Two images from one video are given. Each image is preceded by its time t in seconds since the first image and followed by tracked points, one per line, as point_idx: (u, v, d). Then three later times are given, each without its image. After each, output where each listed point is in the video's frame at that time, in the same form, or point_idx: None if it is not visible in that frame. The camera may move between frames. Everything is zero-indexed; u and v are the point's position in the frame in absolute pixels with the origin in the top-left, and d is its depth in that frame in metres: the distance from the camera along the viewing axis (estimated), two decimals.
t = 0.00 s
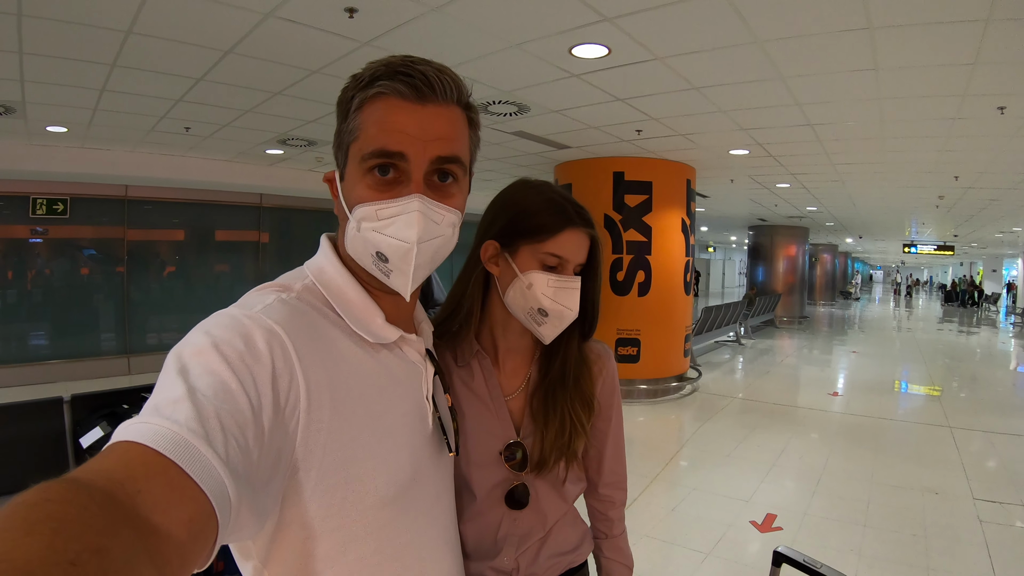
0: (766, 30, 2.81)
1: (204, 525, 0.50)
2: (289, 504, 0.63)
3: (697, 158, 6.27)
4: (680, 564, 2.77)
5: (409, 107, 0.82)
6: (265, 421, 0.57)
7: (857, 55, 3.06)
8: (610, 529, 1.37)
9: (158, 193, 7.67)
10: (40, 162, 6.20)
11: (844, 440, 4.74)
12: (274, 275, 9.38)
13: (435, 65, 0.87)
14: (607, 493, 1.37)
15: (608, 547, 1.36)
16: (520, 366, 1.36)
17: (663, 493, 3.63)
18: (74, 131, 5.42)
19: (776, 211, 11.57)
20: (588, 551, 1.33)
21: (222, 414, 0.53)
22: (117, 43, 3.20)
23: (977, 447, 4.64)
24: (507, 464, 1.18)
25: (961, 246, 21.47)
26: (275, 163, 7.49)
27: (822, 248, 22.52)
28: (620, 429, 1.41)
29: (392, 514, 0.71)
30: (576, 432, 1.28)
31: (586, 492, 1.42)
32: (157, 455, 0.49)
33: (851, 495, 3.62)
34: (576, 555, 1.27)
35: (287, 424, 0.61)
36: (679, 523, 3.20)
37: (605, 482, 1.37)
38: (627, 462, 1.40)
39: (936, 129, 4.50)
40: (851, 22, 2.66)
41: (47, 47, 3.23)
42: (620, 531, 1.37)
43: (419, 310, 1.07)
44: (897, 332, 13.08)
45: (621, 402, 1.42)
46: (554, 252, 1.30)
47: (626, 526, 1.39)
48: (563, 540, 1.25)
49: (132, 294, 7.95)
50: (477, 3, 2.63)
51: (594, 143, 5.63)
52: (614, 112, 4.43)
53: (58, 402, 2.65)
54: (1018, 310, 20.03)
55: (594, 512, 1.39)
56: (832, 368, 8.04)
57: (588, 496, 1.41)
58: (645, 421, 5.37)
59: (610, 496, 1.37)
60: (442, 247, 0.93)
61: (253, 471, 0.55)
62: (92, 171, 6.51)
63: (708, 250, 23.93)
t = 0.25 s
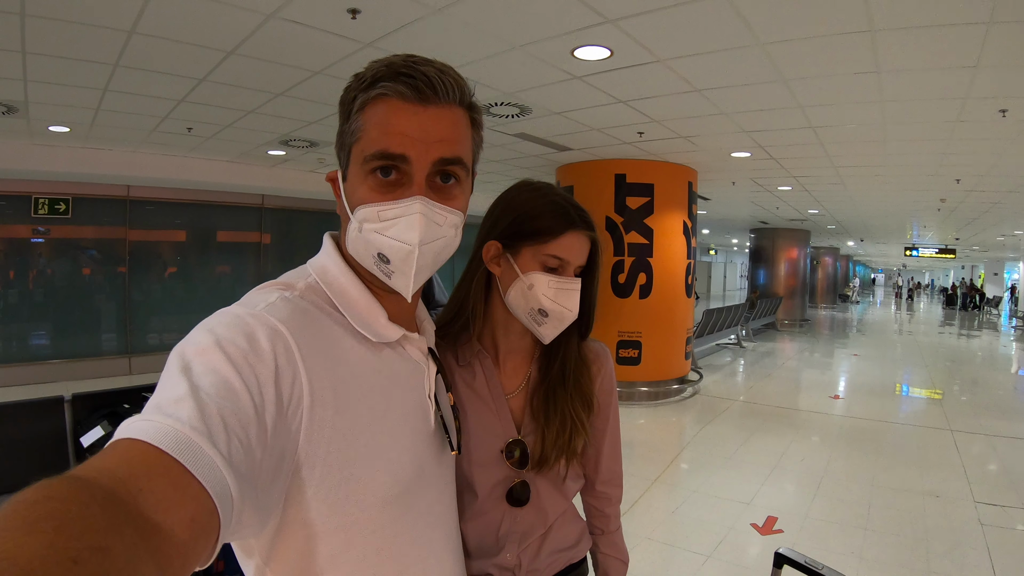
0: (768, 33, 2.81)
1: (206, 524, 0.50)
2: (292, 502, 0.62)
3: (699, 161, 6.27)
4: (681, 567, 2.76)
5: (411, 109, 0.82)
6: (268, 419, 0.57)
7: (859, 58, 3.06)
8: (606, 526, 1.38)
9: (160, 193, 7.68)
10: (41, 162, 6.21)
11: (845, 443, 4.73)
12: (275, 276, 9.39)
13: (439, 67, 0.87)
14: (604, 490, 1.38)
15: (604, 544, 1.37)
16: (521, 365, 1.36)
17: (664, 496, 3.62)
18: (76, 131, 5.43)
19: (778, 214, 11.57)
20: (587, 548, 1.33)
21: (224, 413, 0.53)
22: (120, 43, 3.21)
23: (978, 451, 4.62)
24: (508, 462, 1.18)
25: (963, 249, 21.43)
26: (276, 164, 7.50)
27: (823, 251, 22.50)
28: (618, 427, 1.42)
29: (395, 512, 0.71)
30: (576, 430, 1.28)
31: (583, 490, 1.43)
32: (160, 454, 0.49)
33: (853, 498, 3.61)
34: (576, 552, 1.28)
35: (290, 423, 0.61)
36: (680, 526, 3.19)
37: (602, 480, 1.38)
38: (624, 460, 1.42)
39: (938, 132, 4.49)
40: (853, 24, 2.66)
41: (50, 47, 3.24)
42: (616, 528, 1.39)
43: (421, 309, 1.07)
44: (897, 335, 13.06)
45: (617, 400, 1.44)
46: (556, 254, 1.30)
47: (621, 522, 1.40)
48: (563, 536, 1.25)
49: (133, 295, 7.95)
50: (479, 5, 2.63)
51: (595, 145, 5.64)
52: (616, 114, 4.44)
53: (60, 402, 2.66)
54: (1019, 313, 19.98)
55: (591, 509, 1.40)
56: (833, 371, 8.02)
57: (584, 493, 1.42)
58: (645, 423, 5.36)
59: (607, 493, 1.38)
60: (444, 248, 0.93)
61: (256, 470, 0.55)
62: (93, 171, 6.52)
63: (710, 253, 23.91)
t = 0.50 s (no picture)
0: (769, 36, 2.81)
1: (208, 526, 0.49)
2: (295, 504, 0.62)
3: (700, 164, 6.28)
4: (681, 570, 2.75)
5: (455, 133, 0.78)
6: (270, 423, 0.57)
7: (860, 61, 3.06)
8: (604, 527, 1.37)
9: (161, 194, 7.69)
10: (43, 162, 6.23)
11: (846, 446, 4.73)
12: (276, 278, 9.39)
13: (471, 83, 0.83)
14: (603, 491, 1.38)
15: (603, 545, 1.37)
16: (522, 368, 1.36)
17: (664, 499, 3.62)
18: (77, 131, 5.43)
19: (779, 217, 11.58)
20: (587, 548, 1.33)
21: (228, 416, 0.53)
22: (122, 43, 3.21)
23: (978, 454, 4.62)
24: (509, 464, 1.17)
25: (963, 253, 21.46)
26: (278, 165, 7.50)
27: (824, 254, 22.49)
28: (617, 428, 1.42)
29: (396, 515, 0.70)
30: (577, 431, 1.28)
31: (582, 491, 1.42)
32: (163, 457, 0.48)
33: (853, 501, 3.60)
34: (576, 552, 1.27)
35: (292, 426, 0.60)
36: (680, 529, 3.19)
37: (600, 480, 1.38)
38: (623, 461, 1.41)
39: (938, 136, 4.50)
40: (854, 28, 2.66)
41: (52, 47, 3.24)
42: (615, 529, 1.39)
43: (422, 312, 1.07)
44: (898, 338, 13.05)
45: (617, 402, 1.43)
46: (554, 257, 1.30)
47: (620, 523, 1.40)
48: (563, 536, 1.25)
49: (134, 295, 7.96)
50: (482, 7, 2.63)
51: (597, 147, 5.64)
52: (617, 117, 4.44)
53: (59, 402, 2.65)
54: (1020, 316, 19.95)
55: (589, 509, 1.40)
56: (833, 375, 8.01)
57: (583, 494, 1.41)
58: (646, 426, 5.35)
59: (606, 494, 1.37)
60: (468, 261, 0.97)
61: (259, 473, 0.55)
62: (94, 171, 6.52)
63: (711, 256, 23.92)
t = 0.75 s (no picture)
0: (772, 38, 2.81)
1: (203, 531, 0.49)
2: (294, 506, 0.62)
3: (702, 166, 6.27)
4: (682, 573, 2.74)
5: (526, 179, 0.81)
6: (268, 426, 0.56)
7: (863, 64, 3.05)
8: (604, 528, 1.37)
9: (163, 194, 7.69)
10: (45, 161, 6.24)
11: (847, 449, 4.71)
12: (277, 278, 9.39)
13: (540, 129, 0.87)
14: (602, 493, 1.37)
15: (603, 546, 1.36)
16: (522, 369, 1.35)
17: (665, 501, 3.60)
18: (79, 130, 5.44)
19: (780, 220, 11.57)
20: (586, 549, 1.32)
21: (224, 419, 0.52)
22: (124, 42, 3.21)
23: (980, 458, 4.60)
24: (507, 465, 1.17)
25: (964, 256, 21.45)
26: (279, 165, 7.51)
27: (825, 256, 22.47)
28: (617, 429, 1.42)
29: (395, 517, 0.70)
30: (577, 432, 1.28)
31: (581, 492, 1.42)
32: (158, 460, 0.48)
33: (854, 504, 3.58)
34: (575, 552, 1.26)
35: (291, 429, 0.60)
36: (681, 532, 3.18)
37: (600, 481, 1.38)
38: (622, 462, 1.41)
39: (941, 138, 4.49)
40: (857, 29, 2.66)
41: (55, 46, 3.25)
42: (614, 529, 1.38)
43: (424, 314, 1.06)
44: (899, 342, 13.02)
45: (617, 403, 1.43)
46: (553, 251, 1.31)
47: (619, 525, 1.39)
48: (563, 536, 1.24)
49: (135, 295, 7.96)
50: (485, 7, 2.63)
51: (598, 149, 5.64)
52: (619, 119, 4.44)
53: (59, 401, 2.65)
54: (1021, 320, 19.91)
55: (589, 510, 1.39)
56: (835, 378, 7.99)
57: (583, 496, 1.41)
58: (646, 428, 5.34)
59: (605, 495, 1.37)
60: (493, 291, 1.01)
61: (255, 477, 0.54)
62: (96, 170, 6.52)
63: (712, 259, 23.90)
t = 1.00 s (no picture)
0: (773, 39, 2.81)
1: (202, 530, 0.49)
2: (292, 503, 0.62)
3: (703, 168, 6.27)
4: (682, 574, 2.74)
5: (541, 183, 0.82)
6: (269, 423, 0.56)
7: (862, 65, 3.06)
8: (602, 531, 1.36)
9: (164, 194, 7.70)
10: (47, 161, 6.25)
11: (848, 451, 4.70)
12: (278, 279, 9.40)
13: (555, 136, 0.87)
14: (599, 494, 1.37)
15: (600, 549, 1.36)
16: (522, 368, 1.35)
17: (665, 503, 3.60)
18: (81, 131, 5.45)
19: (781, 222, 11.57)
20: (583, 550, 1.32)
21: (225, 416, 0.52)
22: (125, 42, 3.22)
23: (981, 460, 4.60)
24: (506, 465, 1.16)
25: (965, 258, 21.43)
26: (280, 166, 7.52)
27: (826, 258, 22.47)
28: (616, 430, 1.42)
29: (393, 516, 0.69)
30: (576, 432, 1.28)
31: (579, 493, 1.41)
32: (158, 457, 0.48)
33: (855, 506, 3.58)
34: (572, 553, 1.27)
35: (291, 425, 0.60)
36: (681, 533, 3.17)
37: (597, 483, 1.38)
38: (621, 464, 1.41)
39: (941, 140, 4.48)
40: (858, 31, 2.66)
41: (56, 46, 3.25)
42: (613, 533, 1.37)
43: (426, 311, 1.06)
44: (899, 344, 12.99)
45: (617, 405, 1.43)
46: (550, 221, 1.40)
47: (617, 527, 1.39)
48: (558, 537, 1.25)
49: (135, 295, 7.97)
50: (486, 8, 2.63)
51: (599, 151, 5.64)
52: (620, 120, 4.44)
53: (58, 401, 2.65)
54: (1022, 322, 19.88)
55: (586, 511, 1.39)
56: (835, 380, 7.99)
57: (581, 497, 1.41)
58: (647, 430, 5.33)
59: (603, 497, 1.37)
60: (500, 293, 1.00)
61: (256, 474, 0.54)
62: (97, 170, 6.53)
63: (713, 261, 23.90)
